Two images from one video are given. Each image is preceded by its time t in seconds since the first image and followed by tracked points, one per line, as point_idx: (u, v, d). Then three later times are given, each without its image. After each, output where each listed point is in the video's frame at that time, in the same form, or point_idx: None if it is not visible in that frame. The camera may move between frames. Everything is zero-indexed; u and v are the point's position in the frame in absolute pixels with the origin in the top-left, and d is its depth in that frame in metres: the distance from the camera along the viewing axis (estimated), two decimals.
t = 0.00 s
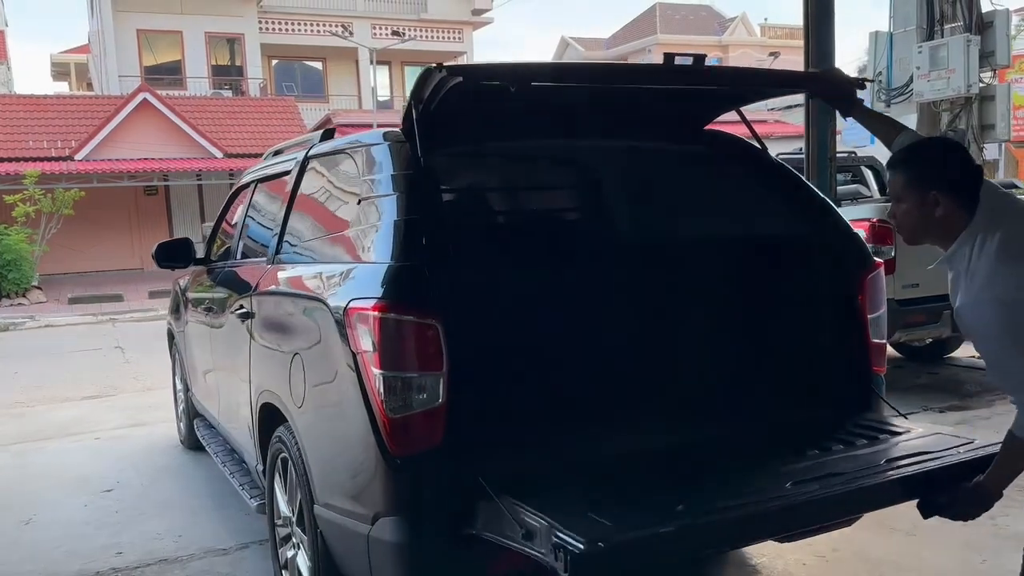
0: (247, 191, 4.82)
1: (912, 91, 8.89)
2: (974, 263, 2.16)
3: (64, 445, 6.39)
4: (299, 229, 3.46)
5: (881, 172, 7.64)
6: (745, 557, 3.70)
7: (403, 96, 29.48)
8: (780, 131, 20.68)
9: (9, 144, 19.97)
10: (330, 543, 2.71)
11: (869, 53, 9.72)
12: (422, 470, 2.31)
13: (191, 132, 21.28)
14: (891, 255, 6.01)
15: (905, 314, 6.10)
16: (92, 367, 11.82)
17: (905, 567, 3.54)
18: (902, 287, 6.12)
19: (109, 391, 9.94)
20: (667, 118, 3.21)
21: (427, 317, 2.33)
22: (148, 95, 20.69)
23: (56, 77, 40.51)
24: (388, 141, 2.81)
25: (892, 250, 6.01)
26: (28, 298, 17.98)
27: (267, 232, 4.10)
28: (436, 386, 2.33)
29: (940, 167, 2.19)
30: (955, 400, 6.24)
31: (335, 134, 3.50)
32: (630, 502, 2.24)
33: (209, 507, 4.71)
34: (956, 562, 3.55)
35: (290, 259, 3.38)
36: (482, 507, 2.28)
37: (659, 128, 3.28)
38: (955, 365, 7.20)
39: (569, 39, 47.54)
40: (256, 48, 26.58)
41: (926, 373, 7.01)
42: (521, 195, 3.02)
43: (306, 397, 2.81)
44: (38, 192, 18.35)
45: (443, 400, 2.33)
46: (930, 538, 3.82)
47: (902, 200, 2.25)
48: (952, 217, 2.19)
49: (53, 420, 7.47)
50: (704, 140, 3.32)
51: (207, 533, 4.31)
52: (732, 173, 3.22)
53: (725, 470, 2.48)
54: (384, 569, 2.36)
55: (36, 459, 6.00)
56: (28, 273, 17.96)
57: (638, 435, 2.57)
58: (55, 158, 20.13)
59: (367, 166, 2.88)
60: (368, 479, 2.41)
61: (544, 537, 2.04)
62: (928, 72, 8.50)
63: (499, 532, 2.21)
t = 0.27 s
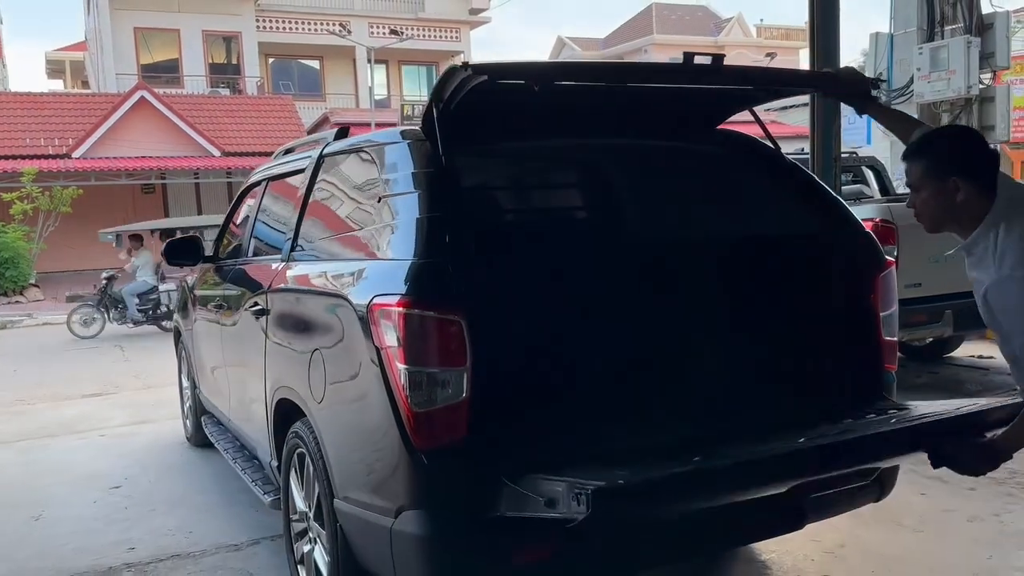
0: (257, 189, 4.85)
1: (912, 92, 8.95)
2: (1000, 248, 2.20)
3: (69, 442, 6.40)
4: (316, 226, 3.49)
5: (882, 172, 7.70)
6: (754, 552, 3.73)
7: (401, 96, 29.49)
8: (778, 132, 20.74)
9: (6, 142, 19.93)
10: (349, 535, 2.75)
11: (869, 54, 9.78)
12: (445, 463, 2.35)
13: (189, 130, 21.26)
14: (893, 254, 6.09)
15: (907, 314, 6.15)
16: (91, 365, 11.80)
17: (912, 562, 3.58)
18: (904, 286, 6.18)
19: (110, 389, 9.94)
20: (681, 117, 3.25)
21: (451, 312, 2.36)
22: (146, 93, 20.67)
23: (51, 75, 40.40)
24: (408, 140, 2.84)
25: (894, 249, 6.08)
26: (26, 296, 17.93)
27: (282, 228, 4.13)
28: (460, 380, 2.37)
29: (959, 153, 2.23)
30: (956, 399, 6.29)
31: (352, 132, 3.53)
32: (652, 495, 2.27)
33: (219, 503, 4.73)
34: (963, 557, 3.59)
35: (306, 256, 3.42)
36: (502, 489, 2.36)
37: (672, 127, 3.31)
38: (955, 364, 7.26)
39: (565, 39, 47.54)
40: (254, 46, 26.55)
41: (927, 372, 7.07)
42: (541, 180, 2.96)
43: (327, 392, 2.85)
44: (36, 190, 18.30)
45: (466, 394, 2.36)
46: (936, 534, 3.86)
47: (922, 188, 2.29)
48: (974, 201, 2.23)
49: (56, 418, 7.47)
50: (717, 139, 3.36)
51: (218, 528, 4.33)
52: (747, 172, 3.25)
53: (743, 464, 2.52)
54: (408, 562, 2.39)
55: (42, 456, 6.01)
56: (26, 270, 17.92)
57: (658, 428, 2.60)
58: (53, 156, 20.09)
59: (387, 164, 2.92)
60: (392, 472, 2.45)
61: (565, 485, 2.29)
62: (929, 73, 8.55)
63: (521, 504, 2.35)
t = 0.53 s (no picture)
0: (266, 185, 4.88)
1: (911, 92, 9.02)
2: None
3: (73, 436, 6.42)
4: (330, 222, 3.53)
5: (882, 172, 7.75)
6: (759, 547, 3.77)
7: (398, 92, 29.48)
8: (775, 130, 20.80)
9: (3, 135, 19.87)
10: (365, 527, 2.79)
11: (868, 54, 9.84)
12: (464, 456, 2.39)
13: (186, 125, 21.23)
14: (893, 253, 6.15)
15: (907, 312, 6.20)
16: (89, 360, 11.80)
17: (916, 557, 3.63)
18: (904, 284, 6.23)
19: (109, 384, 9.94)
20: (691, 116, 3.28)
21: (470, 308, 2.39)
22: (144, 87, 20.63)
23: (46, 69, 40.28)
24: (426, 138, 2.88)
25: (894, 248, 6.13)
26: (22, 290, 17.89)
27: (293, 224, 4.16)
28: (479, 376, 2.39)
29: (978, 137, 2.28)
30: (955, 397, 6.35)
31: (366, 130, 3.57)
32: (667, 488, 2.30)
33: (226, 497, 4.75)
34: (965, 553, 3.64)
35: (320, 253, 3.45)
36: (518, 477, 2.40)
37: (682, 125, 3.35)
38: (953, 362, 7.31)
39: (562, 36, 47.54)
40: (252, 41, 26.51)
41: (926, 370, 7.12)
42: (556, 178, 2.99)
43: (343, 387, 2.88)
44: (33, 184, 18.26)
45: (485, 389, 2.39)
46: (939, 530, 3.90)
47: (943, 173, 2.34)
48: (994, 185, 2.28)
49: (58, 412, 7.48)
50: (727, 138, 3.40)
51: (226, 521, 4.35)
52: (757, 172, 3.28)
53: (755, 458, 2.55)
54: (426, 554, 2.43)
55: (46, 450, 6.02)
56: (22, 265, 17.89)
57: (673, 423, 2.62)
58: (50, 150, 20.03)
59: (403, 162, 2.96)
60: (411, 465, 2.49)
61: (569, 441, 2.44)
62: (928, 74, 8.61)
63: (540, 475, 2.42)
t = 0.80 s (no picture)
0: (270, 177, 4.90)
1: (909, 90, 9.06)
2: None
3: (72, 426, 6.43)
4: (336, 215, 3.55)
5: (879, 169, 7.80)
6: (758, 539, 3.82)
7: (395, 85, 29.45)
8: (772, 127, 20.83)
9: None
10: (372, 515, 2.82)
11: (867, 53, 9.88)
12: (472, 446, 2.42)
13: (183, 117, 21.19)
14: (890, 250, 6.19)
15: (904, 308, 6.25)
16: (86, 351, 11.79)
17: (912, 549, 3.67)
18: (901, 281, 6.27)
19: (107, 375, 9.95)
20: (694, 111, 3.32)
21: (480, 300, 2.42)
22: (140, 78, 20.58)
23: (41, 58, 40.11)
24: (434, 132, 2.91)
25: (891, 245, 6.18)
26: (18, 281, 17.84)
27: (298, 216, 4.19)
28: (488, 366, 2.42)
29: (988, 126, 2.33)
30: (950, 393, 6.40)
31: (372, 123, 3.59)
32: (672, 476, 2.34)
33: (227, 487, 4.77)
34: (962, 545, 3.68)
35: (326, 245, 3.47)
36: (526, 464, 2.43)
37: (685, 121, 3.38)
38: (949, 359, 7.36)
39: (559, 32, 47.48)
40: (249, 33, 26.43)
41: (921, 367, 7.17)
42: (557, 171, 3.03)
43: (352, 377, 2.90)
44: (29, 174, 18.20)
45: (494, 379, 2.42)
46: (935, 523, 3.95)
47: (952, 159, 2.39)
48: (1002, 174, 2.33)
49: (57, 403, 7.49)
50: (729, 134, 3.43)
51: (229, 511, 4.38)
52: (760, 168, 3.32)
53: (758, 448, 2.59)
54: (434, 542, 2.47)
55: (46, 440, 6.03)
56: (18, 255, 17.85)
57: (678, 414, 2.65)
58: (46, 140, 19.99)
59: (411, 156, 2.99)
60: (419, 454, 2.52)
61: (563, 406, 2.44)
62: (926, 72, 8.65)
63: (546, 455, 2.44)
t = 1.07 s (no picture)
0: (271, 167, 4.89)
1: (911, 86, 9.05)
2: None
3: (70, 414, 6.42)
4: (338, 206, 3.55)
5: (880, 165, 7.80)
6: (757, 533, 3.83)
7: (394, 76, 29.38)
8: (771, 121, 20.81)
9: None
10: (374, 506, 2.82)
11: (868, 48, 9.87)
12: (475, 438, 2.42)
13: (182, 105, 21.11)
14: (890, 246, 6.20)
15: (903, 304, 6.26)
16: (83, 339, 11.78)
17: (910, 545, 3.68)
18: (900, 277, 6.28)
19: (104, 363, 9.93)
20: (698, 106, 3.31)
21: (485, 293, 2.41)
22: (138, 66, 20.49)
23: (39, 45, 39.93)
24: (438, 124, 2.90)
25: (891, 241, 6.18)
26: (16, 268, 17.79)
27: (299, 207, 4.18)
28: (492, 358, 2.41)
29: (1015, 117, 2.32)
30: (948, 389, 6.42)
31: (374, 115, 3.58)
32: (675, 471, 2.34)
33: (226, 477, 4.78)
34: (959, 541, 3.70)
35: (328, 237, 3.47)
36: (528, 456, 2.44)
37: (689, 115, 3.37)
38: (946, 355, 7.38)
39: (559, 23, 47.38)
40: (248, 21, 26.32)
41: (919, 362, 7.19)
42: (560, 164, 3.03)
43: (356, 368, 2.89)
44: (26, 161, 18.12)
45: (498, 372, 2.41)
46: (932, 518, 3.97)
47: (970, 148, 2.39)
48: (1019, 167, 2.33)
49: (54, 391, 7.49)
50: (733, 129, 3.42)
51: (228, 501, 4.38)
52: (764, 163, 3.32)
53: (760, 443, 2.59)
54: (437, 534, 2.47)
55: (44, 428, 6.03)
56: (15, 242, 17.80)
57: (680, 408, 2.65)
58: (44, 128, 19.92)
59: (415, 148, 2.98)
60: (422, 447, 2.52)
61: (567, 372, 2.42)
62: (928, 68, 8.64)
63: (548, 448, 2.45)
